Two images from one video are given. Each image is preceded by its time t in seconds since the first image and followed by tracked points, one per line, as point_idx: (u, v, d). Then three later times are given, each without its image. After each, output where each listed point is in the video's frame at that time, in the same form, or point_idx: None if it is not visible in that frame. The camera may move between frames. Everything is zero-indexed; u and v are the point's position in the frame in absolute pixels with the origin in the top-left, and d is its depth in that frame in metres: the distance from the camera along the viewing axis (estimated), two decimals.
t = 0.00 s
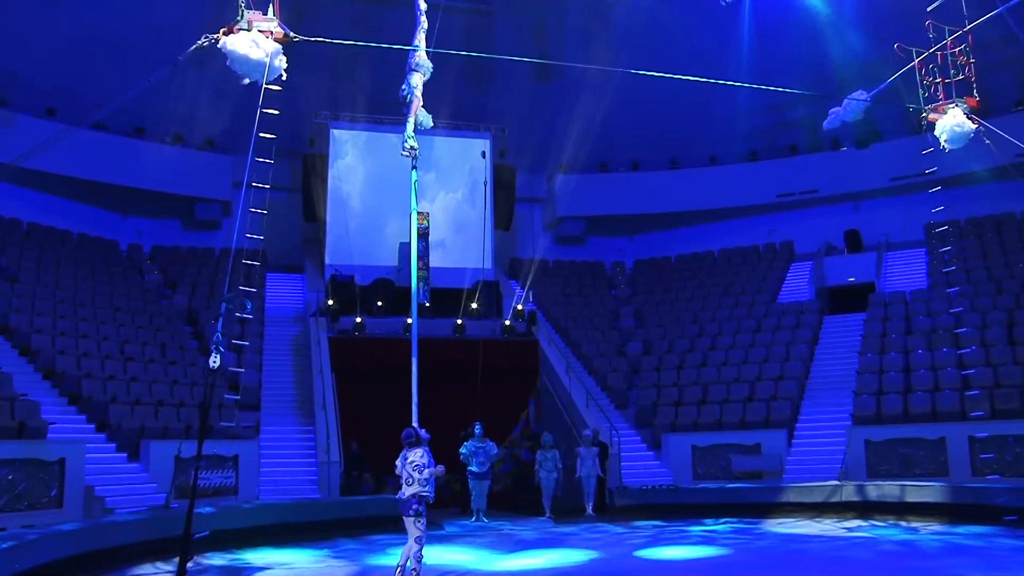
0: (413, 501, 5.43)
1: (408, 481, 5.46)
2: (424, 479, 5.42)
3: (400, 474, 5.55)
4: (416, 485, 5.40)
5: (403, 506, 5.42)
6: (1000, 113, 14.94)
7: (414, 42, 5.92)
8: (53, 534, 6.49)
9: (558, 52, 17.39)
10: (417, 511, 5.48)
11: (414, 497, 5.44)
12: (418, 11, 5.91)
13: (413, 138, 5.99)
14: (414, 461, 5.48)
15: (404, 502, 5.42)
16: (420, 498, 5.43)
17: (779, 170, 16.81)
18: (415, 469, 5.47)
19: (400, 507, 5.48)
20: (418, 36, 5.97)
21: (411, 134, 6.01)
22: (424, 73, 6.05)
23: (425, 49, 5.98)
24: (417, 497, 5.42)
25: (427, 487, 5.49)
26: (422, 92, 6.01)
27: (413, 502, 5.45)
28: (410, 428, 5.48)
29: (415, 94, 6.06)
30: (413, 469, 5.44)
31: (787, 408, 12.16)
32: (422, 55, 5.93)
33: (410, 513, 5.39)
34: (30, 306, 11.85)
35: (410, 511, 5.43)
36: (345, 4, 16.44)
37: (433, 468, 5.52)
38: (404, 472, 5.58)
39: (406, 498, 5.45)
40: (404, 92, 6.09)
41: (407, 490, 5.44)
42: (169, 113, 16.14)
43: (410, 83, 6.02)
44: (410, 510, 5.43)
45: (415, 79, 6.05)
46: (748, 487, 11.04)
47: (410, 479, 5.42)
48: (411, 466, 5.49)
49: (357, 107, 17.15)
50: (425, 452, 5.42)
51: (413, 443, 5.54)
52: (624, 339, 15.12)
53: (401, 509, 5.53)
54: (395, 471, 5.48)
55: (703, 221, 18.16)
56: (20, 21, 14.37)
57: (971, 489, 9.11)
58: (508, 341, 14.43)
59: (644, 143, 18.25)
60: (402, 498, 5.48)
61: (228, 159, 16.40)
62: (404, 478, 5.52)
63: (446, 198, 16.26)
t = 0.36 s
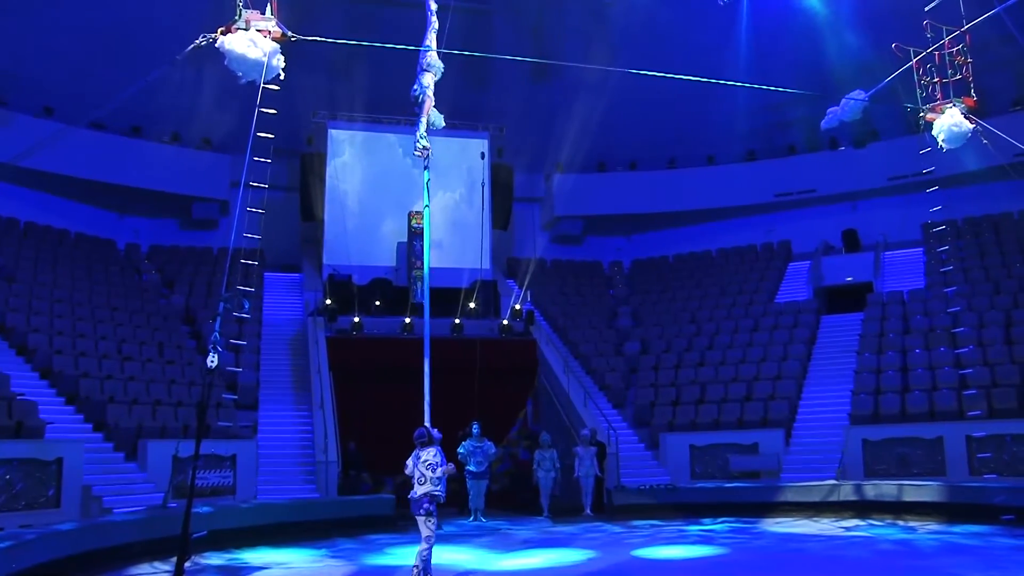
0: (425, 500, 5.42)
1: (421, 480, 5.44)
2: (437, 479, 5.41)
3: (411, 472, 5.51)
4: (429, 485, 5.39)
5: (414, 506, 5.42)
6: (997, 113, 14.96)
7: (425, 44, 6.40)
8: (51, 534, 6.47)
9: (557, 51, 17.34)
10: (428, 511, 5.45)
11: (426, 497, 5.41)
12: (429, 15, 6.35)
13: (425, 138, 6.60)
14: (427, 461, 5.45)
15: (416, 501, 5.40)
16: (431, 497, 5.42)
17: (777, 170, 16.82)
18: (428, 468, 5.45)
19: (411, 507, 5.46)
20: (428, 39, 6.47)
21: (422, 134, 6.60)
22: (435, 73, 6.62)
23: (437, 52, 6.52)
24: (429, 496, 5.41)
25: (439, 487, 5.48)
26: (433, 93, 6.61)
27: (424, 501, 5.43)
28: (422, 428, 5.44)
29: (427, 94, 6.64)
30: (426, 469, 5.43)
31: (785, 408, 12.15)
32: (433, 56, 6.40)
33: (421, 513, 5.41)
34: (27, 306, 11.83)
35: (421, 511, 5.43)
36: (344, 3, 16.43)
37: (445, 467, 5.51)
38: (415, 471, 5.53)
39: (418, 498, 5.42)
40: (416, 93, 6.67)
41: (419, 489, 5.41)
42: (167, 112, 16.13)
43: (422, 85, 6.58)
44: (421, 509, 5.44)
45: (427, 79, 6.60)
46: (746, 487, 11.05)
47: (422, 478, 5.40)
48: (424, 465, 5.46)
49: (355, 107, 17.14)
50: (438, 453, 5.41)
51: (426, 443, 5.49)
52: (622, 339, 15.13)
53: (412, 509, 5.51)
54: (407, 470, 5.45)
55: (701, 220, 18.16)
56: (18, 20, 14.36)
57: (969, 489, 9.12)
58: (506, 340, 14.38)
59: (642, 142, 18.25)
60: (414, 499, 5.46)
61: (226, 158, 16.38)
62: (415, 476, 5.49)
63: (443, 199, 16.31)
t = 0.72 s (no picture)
0: (440, 500, 5.44)
1: (435, 480, 5.45)
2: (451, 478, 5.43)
3: (425, 472, 5.51)
4: (443, 485, 5.42)
5: (431, 506, 5.42)
6: (993, 113, 14.99)
7: (436, 44, 5.78)
8: (46, 534, 6.46)
9: (554, 51, 17.36)
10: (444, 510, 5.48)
11: (441, 497, 5.44)
12: (439, 11, 5.76)
13: (437, 137, 5.70)
14: (440, 461, 5.43)
15: (433, 501, 5.42)
16: (447, 497, 5.45)
17: (774, 170, 16.82)
18: (441, 468, 5.43)
19: (427, 507, 5.45)
20: (440, 37, 5.84)
21: (435, 133, 5.74)
22: (446, 73, 5.90)
23: (447, 50, 5.83)
24: (445, 496, 5.44)
25: (452, 485, 5.52)
26: (445, 92, 5.87)
27: (440, 501, 5.46)
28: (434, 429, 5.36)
29: (438, 94, 5.90)
30: (439, 470, 5.41)
31: (781, 408, 12.15)
32: (443, 55, 5.80)
33: (437, 513, 5.42)
34: (24, 305, 11.81)
35: (438, 510, 5.42)
36: (341, 3, 16.39)
37: (459, 466, 5.49)
38: (428, 469, 5.53)
39: (434, 498, 5.45)
40: (426, 93, 5.93)
41: (434, 490, 5.43)
42: (164, 112, 16.13)
43: (433, 84, 5.87)
44: (437, 508, 5.45)
45: (438, 79, 5.91)
46: (743, 486, 11.06)
47: (436, 479, 5.42)
48: (437, 465, 5.44)
49: (352, 107, 17.16)
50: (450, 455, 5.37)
51: (438, 443, 5.47)
52: (619, 339, 15.15)
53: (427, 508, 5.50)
54: (420, 471, 5.44)
55: (698, 220, 18.17)
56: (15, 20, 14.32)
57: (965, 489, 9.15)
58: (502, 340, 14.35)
59: (639, 142, 18.28)
60: (429, 498, 5.47)
61: (223, 158, 16.38)
62: (429, 477, 5.50)
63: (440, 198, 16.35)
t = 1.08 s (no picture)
0: (451, 498, 5.41)
1: (446, 479, 5.41)
2: (463, 478, 5.38)
3: (437, 470, 5.46)
4: (455, 484, 5.36)
5: (441, 505, 5.41)
6: (986, 114, 15.04)
7: (445, 43, 5.52)
8: (39, 534, 6.43)
9: (548, 51, 17.35)
10: (454, 509, 5.46)
11: (452, 496, 5.41)
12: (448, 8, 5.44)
13: (447, 137, 5.31)
14: (453, 460, 5.40)
15: (443, 501, 5.39)
16: (457, 496, 5.42)
17: (768, 169, 16.83)
18: (454, 468, 5.40)
19: (438, 506, 5.44)
20: (449, 36, 5.56)
21: (445, 133, 5.35)
22: (456, 73, 5.59)
23: (456, 50, 5.56)
24: (455, 496, 5.40)
25: (464, 485, 5.46)
26: (456, 92, 5.53)
27: (450, 500, 5.42)
28: (447, 429, 5.32)
29: (448, 94, 5.57)
30: (453, 469, 5.37)
31: (775, 407, 12.18)
32: (454, 54, 5.52)
33: (448, 511, 5.41)
34: (17, 305, 11.77)
35: (448, 510, 5.42)
36: (335, 3, 16.32)
37: (471, 464, 5.46)
38: (439, 467, 5.50)
39: (444, 497, 5.41)
40: (435, 93, 5.61)
41: (445, 489, 5.39)
42: (158, 111, 16.10)
43: (442, 84, 5.54)
44: (447, 507, 5.44)
45: (447, 80, 5.59)
46: (737, 485, 11.07)
47: (449, 477, 5.35)
48: (450, 464, 5.40)
49: (347, 106, 17.11)
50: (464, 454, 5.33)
51: (450, 443, 5.40)
52: (613, 339, 15.18)
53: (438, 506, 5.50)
54: (433, 469, 5.38)
55: (692, 220, 18.19)
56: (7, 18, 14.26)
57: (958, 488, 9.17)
58: (496, 339, 14.38)
59: (633, 142, 18.29)
60: (439, 497, 5.44)
61: (217, 157, 16.34)
62: (441, 475, 5.44)
63: (434, 196, 16.36)
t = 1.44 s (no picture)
0: (454, 498, 5.41)
1: (449, 478, 5.41)
2: (466, 478, 5.38)
3: (439, 470, 5.46)
4: (457, 484, 5.36)
5: (444, 505, 5.40)
6: (972, 116, 15.14)
7: (449, 44, 5.52)
8: (21, 534, 6.39)
9: (537, 51, 17.34)
10: (458, 508, 5.46)
11: (455, 495, 5.40)
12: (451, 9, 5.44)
13: (451, 139, 5.33)
14: (455, 460, 5.39)
15: (446, 500, 5.38)
16: (461, 495, 5.41)
17: (756, 170, 16.87)
18: (456, 467, 5.40)
19: (441, 506, 5.43)
20: (452, 37, 5.56)
21: (449, 135, 5.36)
22: (460, 74, 5.61)
23: (460, 51, 5.56)
24: (458, 495, 5.39)
25: (466, 484, 5.46)
26: (460, 93, 5.54)
27: (454, 499, 5.41)
28: (449, 429, 5.31)
29: (453, 95, 5.57)
30: (455, 468, 5.38)
31: (762, 407, 12.23)
32: (458, 55, 5.52)
33: (451, 511, 5.39)
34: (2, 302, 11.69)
35: (452, 509, 5.41)
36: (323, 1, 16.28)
37: (473, 464, 5.45)
38: (442, 467, 5.50)
39: (447, 497, 5.40)
40: (440, 95, 5.61)
41: (447, 488, 5.38)
42: (147, 108, 16.03)
43: (447, 85, 5.55)
44: (451, 506, 5.42)
45: (451, 80, 5.60)
46: (724, 485, 11.08)
47: (452, 477, 5.35)
48: (452, 464, 5.40)
49: (336, 103, 17.09)
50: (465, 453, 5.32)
51: (452, 442, 5.39)
52: (600, 338, 15.21)
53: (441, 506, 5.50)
54: (435, 469, 5.39)
55: (680, 220, 18.23)
56: None
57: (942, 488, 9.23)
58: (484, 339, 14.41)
59: (621, 142, 18.31)
60: (442, 496, 5.43)
61: (204, 154, 16.26)
62: (443, 474, 5.44)
63: (422, 194, 16.33)
